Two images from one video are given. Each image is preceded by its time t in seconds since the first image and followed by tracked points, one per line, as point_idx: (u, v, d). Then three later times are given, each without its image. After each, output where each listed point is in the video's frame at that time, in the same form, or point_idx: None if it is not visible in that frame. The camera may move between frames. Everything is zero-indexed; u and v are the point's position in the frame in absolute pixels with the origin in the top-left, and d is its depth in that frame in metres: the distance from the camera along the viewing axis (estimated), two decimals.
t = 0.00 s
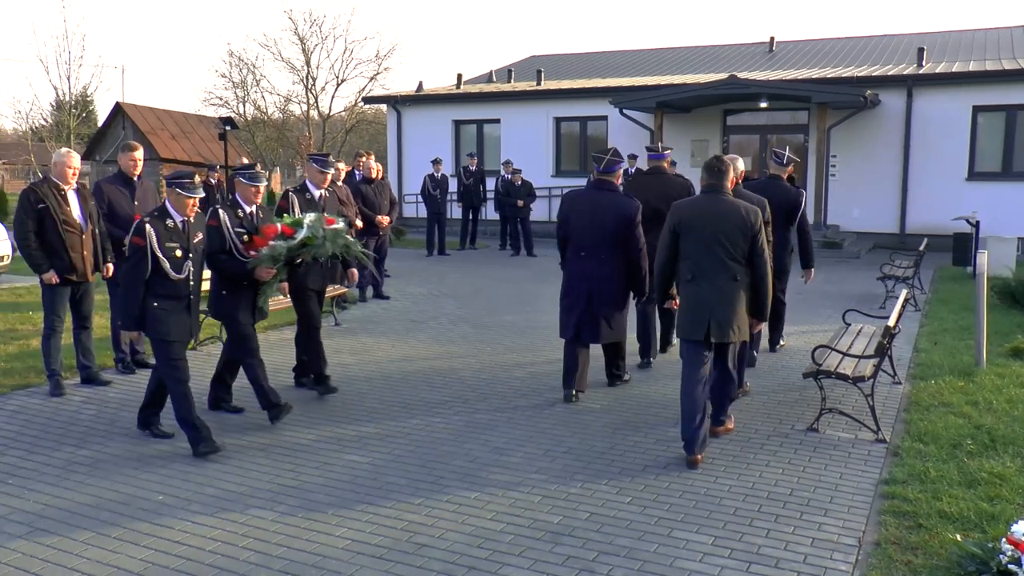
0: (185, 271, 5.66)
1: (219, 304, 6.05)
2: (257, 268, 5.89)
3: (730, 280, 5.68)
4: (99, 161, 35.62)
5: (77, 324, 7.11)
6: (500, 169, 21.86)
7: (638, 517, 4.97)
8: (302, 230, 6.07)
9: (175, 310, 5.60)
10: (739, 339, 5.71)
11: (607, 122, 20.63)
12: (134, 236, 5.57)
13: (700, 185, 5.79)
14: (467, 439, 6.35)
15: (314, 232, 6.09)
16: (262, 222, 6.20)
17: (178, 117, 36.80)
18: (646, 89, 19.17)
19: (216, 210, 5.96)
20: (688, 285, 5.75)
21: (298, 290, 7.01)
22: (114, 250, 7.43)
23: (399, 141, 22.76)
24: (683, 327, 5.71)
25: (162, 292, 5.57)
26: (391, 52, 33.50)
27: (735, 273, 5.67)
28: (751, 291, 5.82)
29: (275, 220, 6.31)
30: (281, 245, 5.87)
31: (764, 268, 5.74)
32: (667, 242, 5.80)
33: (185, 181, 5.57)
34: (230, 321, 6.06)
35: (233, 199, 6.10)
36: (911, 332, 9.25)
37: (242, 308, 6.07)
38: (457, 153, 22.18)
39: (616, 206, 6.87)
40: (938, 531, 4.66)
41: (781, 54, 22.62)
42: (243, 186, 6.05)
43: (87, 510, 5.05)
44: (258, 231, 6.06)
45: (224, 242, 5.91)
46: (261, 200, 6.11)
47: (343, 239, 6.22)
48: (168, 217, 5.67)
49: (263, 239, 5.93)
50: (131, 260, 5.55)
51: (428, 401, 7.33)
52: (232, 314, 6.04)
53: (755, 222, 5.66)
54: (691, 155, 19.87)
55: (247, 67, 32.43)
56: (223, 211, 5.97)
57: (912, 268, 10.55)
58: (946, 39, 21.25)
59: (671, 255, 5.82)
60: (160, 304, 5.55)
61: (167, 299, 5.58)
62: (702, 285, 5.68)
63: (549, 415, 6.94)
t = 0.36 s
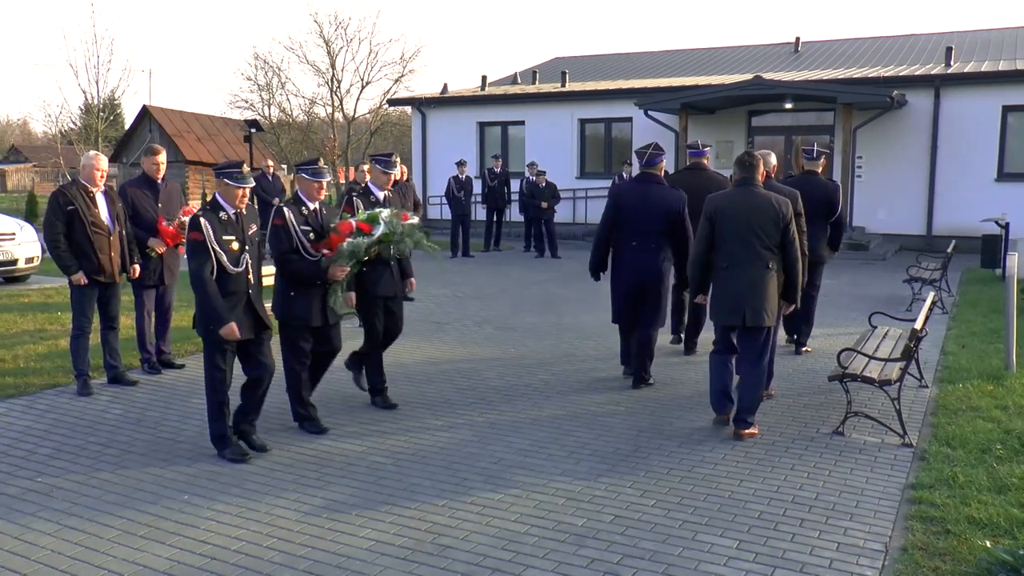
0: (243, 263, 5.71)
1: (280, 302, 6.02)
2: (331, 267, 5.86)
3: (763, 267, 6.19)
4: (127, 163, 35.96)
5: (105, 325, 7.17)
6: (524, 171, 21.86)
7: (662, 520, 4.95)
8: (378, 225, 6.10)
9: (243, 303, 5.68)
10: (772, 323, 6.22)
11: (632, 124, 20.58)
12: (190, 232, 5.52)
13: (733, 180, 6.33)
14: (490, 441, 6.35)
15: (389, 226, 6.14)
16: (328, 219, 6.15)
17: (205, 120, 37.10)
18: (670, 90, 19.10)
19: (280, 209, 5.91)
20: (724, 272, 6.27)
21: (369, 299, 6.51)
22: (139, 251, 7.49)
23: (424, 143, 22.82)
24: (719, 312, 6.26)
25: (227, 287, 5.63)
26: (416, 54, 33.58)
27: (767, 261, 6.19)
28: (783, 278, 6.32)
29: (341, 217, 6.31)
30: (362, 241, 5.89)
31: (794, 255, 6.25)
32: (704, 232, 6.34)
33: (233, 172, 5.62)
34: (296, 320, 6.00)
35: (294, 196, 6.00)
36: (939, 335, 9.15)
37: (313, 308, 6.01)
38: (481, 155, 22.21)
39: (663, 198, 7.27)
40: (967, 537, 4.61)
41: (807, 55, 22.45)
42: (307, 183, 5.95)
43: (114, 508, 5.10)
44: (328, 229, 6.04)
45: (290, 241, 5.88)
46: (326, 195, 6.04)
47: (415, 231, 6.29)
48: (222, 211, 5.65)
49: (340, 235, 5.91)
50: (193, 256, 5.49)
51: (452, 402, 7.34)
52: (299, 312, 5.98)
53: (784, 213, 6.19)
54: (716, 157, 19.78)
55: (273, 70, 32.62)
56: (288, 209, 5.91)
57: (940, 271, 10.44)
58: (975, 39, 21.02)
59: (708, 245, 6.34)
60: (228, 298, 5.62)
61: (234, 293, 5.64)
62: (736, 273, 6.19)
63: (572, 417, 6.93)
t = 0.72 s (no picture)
0: (292, 279, 5.44)
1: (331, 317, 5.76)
2: (389, 281, 5.52)
3: (760, 271, 6.23)
4: (129, 166, 36.03)
5: (107, 327, 7.16)
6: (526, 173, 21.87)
7: (664, 523, 4.94)
8: (438, 236, 5.73)
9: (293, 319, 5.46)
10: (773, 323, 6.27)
11: (634, 126, 20.58)
12: (241, 242, 5.28)
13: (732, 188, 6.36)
14: (492, 444, 6.34)
15: (449, 239, 5.76)
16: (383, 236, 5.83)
17: (207, 122, 37.15)
18: (673, 93, 19.09)
19: (335, 220, 5.61)
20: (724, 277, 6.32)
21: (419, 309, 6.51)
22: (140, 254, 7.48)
23: (426, 145, 22.81)
24: (721, 315, 6.33)
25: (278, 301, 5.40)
26: (418, 56, 33.59)
27: (765, 264, 6.22)
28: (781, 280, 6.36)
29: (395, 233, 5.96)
30: (421, 253, 5.54)
31: (791, 258, 6.26)
32: (704, 238, 6.38)
33: (290, 180, 5.32)
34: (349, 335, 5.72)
35: (349, 210, 5.71)
36: (941, 338, 9.14)
37: (368, 324, 5.72)
38: (483, 157, 22.22)
39: (673, 204, 7.41)
40: (970, 540, 4.60)
41: (809, 57, 22.43)
42: (363, 197, 5.69)
43: (116, 511, 5.09)
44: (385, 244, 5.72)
45: (345, 254, 5.57)
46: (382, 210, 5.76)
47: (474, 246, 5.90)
48: (275, 221, 5.42)
49: (397, 248, 5.56)
50: (242, 267, 5.25)
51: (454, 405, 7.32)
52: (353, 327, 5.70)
53: (779, 217, 6.22)
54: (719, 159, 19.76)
55: (275, 72, 32.65)
56: (343, 220, 5.62)
57: (942, 273, 10.42)
58: (978, 41, 20.99)
59: (709, 250, 6.39)
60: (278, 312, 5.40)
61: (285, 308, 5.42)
62: (737, 277, 6.24)
63: (574, 419, 6.92)
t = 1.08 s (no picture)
0: (342, 278, 5.04)
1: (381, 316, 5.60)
2: (438, 282, 5.46)
3: (750, 263, 6.70)
4: (120, 168, 35.91)
5: (97, 329, 7.13)
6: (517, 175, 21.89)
7: (655, 525, 4.95)
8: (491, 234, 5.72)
9: (331, 325, 5.02)
10: (758, 311, 6.76)
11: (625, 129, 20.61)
12: (284, 237, 4.92)
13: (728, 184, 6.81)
14: (484, 445, 6.34)
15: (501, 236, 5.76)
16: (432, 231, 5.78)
17: (198, 124, 37.08)
18: (664, 95, 19.11)
19: (385, 215, 5.54)
20: (718, 268, 6.78)
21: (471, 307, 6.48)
22: (138, 256, 7.44)
23: (418, 147, 22.80)
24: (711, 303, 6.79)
25: (320, 302, 5.00)
26: (409, 59, 33.56)
27: (756, 258, 6.69)
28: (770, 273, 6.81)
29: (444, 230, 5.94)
30: (474, 253, 5.49)
31: (780, 253, 6.73)
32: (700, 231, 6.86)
33: (343, 176, 4.96)
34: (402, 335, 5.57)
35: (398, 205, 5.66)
36: (931, 339, 9.17)
37: (415, 320, 5.59)
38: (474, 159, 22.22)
39: (674, 204, 7.76)
40: (959, 541, 4.62)
41: (800, 60, 22.48)
42: (413, 191, 5.63)
43: (105, 514, 5.07)
44: (434, 241, 5.67)
45: (393, 252, 5.52)
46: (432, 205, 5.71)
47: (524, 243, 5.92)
48: (324, 217, 5.03)
49: (449, 247, 5.49)
50: (276, 263, 4.89)
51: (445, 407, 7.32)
52: (401, 326, 5.55)
53: (770, 214, 6.69)
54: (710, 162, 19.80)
55: (267, 74, 32.58)
56: (393, 215, 5.56)
57: (932, 275, 10.46)
58: (968, 44, 21.09)
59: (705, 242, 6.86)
60: (314, 315, 4.98)
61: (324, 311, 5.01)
62: (728, 269, 6.71)
63: (565, 421, 6.92)
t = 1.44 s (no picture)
0: (396, 292, 4.80)
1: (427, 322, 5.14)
2: (493, 291, 5.02)
3: (747, 260, 7.16)
4: (101, 169, 35.67)
5: (82, 331, 7.07)
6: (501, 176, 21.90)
7: (640, 525, 4.96)
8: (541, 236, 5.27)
9: (387, 341, 4.75)
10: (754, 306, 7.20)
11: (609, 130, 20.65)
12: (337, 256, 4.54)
13: (726, 187, 7.33)
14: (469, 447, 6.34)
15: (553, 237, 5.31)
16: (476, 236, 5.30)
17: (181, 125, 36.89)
18: (649, 97, 19.15)
19: (431, 223, 5.04)
20: (717, 264, 7.22)
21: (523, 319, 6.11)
22: (138, 259, 7.29)
23: (402, 148, 22.76)
24: (710, 297, 7.23)
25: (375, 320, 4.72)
26: (393, 60, 33.50)
27: (752, 255, 7.17)
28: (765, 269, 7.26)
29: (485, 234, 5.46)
30: (530, 259, 5.09)
31: (773, 250, 7.21)
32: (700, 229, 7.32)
33: (387, 182, 4.63)
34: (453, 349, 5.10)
35: (439, 211, 5.16)
36: (914, 339, 9.24)
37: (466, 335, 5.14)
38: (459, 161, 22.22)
39: (676, 200, 8.12)
40: (941, 539, 4.65)
41: (784, 62, 22.56)
42: (453, 194, 5.12)
43: (88, 519, 5.03)
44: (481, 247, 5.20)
45: (442, 263, 5.03)
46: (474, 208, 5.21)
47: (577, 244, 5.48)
48: (370, 229, 4.69)
49: (503, 254, 5.05)
50: (335, 284, 4.51)
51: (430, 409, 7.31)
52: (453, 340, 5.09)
53: (764, 216, 7.19)
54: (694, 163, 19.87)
55: (250, 75, 32.42)
56: (439, 223, 5.06)
57: (914, 276, 10.53)
58: (949, 47, 21.26)
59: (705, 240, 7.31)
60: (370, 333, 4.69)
61: (380, 328, 4.72)
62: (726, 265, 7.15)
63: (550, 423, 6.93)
